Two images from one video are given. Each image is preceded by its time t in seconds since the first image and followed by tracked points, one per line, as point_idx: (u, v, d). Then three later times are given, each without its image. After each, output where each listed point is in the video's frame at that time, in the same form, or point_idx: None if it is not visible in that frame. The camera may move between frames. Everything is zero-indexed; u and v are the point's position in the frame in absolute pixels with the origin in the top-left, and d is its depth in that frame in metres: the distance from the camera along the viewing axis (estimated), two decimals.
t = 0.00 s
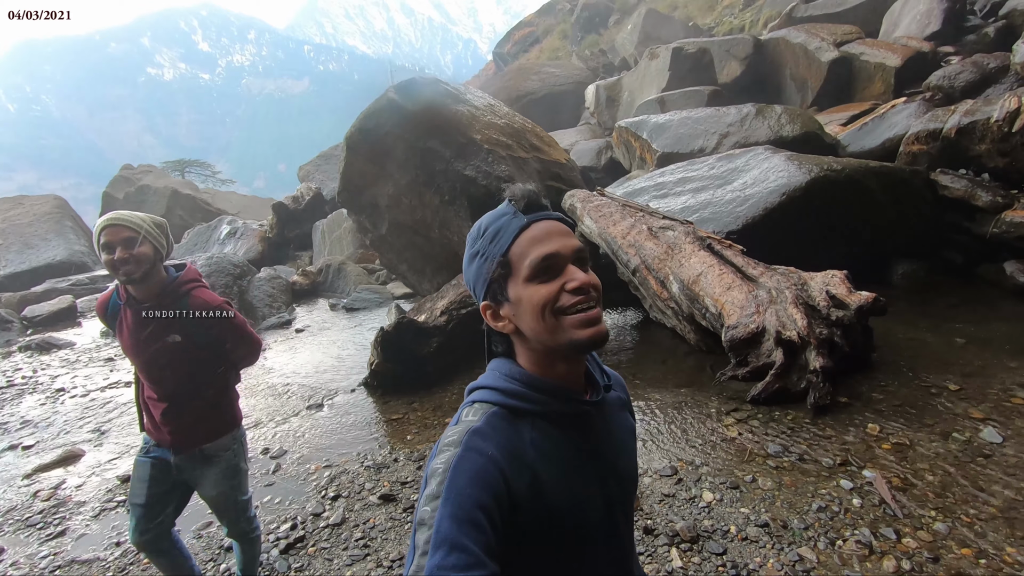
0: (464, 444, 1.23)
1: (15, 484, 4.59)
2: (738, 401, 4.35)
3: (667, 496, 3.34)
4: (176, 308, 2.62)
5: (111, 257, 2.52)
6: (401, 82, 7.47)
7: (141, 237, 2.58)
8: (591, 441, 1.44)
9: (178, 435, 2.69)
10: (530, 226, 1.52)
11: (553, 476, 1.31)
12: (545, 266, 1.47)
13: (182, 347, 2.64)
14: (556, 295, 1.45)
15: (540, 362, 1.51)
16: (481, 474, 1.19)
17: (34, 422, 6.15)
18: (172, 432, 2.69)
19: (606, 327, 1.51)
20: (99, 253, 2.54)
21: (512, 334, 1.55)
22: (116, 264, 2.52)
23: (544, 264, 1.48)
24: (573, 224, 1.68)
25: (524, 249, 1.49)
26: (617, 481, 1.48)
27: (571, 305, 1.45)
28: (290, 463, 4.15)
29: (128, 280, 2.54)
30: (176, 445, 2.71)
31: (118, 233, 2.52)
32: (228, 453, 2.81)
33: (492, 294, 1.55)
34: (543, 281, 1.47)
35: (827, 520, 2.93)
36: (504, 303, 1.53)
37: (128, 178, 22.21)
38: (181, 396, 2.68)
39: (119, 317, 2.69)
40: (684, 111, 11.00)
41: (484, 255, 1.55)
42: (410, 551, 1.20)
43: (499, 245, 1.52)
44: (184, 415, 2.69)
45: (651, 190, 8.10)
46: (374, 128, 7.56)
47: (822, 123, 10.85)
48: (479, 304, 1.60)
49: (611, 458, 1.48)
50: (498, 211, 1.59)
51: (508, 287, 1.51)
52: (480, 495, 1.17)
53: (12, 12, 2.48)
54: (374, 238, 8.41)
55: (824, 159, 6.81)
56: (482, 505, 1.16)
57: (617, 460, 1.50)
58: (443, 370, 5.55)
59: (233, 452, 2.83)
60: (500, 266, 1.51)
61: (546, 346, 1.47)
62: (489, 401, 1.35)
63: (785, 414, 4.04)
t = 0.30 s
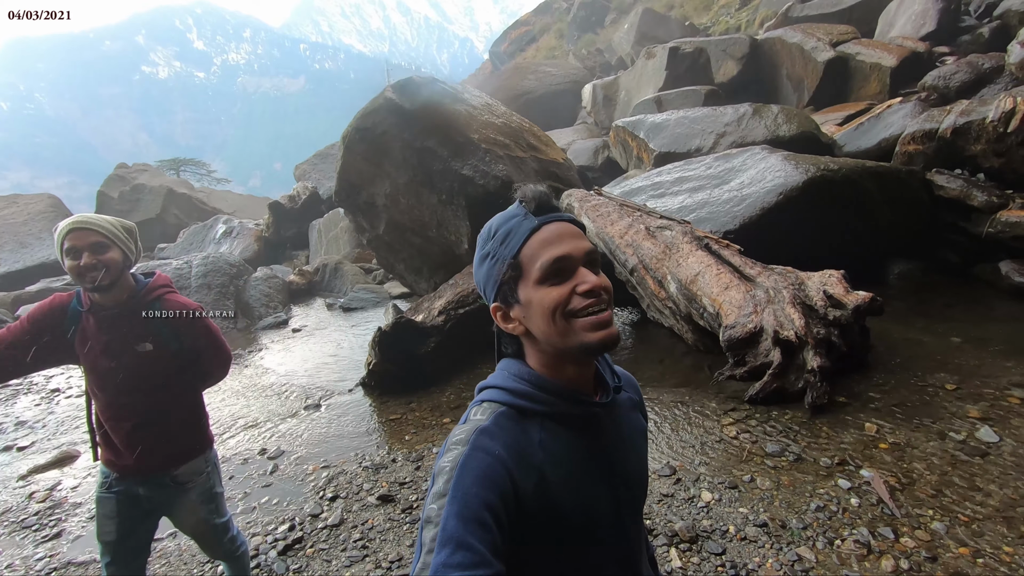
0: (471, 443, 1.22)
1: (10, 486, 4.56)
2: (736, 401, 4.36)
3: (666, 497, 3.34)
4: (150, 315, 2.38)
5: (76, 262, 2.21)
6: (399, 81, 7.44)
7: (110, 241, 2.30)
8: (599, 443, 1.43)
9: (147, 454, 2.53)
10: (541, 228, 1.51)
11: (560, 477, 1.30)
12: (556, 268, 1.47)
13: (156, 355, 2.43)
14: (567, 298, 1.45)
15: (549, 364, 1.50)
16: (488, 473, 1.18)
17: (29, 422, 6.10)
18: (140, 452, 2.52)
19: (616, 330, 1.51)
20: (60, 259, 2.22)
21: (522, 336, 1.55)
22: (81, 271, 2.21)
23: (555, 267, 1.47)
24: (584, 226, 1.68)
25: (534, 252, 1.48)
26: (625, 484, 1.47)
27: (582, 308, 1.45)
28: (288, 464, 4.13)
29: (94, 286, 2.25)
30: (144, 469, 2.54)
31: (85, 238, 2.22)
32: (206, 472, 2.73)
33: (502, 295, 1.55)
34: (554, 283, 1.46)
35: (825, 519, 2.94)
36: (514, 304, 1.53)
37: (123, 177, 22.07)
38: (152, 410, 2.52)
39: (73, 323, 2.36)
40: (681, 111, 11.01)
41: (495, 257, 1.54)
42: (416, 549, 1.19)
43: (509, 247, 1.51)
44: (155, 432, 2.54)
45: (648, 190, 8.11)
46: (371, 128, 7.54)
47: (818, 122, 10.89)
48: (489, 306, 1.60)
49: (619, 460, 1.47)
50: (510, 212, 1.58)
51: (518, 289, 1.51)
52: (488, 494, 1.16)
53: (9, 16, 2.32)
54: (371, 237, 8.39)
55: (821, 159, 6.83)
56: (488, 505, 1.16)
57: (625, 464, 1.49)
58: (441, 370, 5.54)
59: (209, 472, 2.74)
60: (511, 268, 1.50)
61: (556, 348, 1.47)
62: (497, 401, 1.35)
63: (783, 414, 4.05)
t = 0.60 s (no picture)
0: (483, 439, 1.23)
1: None
2: (731, 399, 4.38)
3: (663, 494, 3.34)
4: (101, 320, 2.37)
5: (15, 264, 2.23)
6: (393, 80, 7.41)
7: (55, 240, 2.31)
8: (611, 441, 1.42)
9: (89, 467, 2.41)
10: (554, 225, 1.50)
11: (572, 473, 1.30)
12: (569, 265, 1.46)
13: (110, 363, 2.39)
14: (581, 295, 1.44)
15: (562, 360, 1.50)
16: (500, 470, 1.18)
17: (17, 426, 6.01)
18: (83, 463, 2.41)
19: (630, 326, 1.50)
20: None
21: (535, 332, 1.54)
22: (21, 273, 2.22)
23: (568, 263, 1.47)
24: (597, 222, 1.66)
25: (548, 249, 1.48)
26: (637, 482, 1.46)
27: (596, 304, 1.44)
28: (283, 465, 4.10)
29: (36, 289, 2.26)
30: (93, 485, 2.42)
31: (24, 236, 2.24)
32: (163, 490, 2.59)
33: (515, 292, 1.54)
34: (567, 280, 1.46)
35: (821, 515, 2.96)
36: (527, 301, 1.52)
37: (111, 176, 21.81)
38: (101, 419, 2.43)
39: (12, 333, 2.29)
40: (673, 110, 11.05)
41: (507, 254, 1.53)
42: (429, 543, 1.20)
43: (522, 244, 1.51)
44: (102, 442, 2.43)
45: (642, 189, 8.13)
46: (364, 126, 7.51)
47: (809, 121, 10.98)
48: (501, 303, 1.59)
49: (632, 458, 1.46)
50: (522, 209, 1.57)
51: (531, 285, 1.50)
52: (499, 491, 1.16)
53: (8, 18, 2.50)
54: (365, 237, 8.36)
55: (813, 158, 6.88)
56: (500, 501, 1.16)
57: (638, 462, 1.48)
58: (436, 370, 5.53)
59: (166, 490, 2.60)
60: (524, 265, 1.50)
61: (569, 345, 1.47)
62: (508, 398, 1.35)
63: (778, 411, 4.08)
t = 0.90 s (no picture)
0: (497, 439, 1.23)
1: None
2: (725, 399, 4.40)
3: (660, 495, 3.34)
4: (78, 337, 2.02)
5: None
6: (385, 81, 7.39)
7: (36, 249, 1.96)
8: (623, 443, 1.42)
9: (56, 499, 2.09)
10: (580, 233, 1.48)
11: (584, 475, 1.30)
12: (588, 277, 1.45)
13: (87, 385, 2.05)
14: (596, 311, 1.43)
15: (574, 369, 1.50)
16: (513, 469, 1.19)
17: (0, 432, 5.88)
18: (48, 495, 2.08)
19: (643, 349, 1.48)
20: None
21: (551, 335, 1.55)
22: None
23: (588, 276, 1.45)
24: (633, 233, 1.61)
25: (570, 257, 1.46)
26: (648, 484, 1.46)
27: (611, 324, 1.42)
28: (276, 469, 4.06)
29: (9, 302, 1.88)
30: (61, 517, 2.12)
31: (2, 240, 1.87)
32: (136, 523, 2.33)
33: (535, 292, 1.55)
34: (585, 292, 1.45)
35: (817, 514, 2.99)
36: (545, 304, 1.53)
37: (96, 177, 21.49)
38: (74, 445, 2.08)
39: None
40: (663, 113, 11.12)
41: (531, 255, 1.54)
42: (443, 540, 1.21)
43: (546, 248, 1.50)
44: (65, 474, 2.08)
45: (633, 191, 8.17)
46: (357, 128, 7.49)
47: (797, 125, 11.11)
48: (522, 299, 1.61)
49: (643, 461, 1.46)
50: (553, 209, 1.55)
51: (550, 290, 1.51)
52: (512, 490, 1.17)
53: None
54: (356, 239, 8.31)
55: (802, 161, 6.96)
56: (514, 500, 1.16)
57: (648, 465, 1.48)
58: (430, 372, 5.51)
59: (139, 524, 2.35)
60: (544, 270, 1.50)
61: (580, 356, 1.47)
62: (521, 398, 1.35)
63: (772, 412, 4.11)
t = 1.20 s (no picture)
0: (507, 439, 1.23)
1: None
2: (708, 399, 4.45)
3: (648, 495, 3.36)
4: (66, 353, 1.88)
5: None
6: (368, 82, 7.38)
7: (30, 256, 1.84)
8: (631, 445, 1.43)
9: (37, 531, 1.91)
10: (575, 229, 1.49)
11: (593, 476, 1.30)
12: (586, 272, 1.46)
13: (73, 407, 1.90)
14: (595, 304, 1.43)
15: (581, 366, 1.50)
16: (524, 470, 1.19)
17: None
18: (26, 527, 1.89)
19: (645, 340, 1.47)
20: None
21: (556, 334, 1.56)
22: None
23: (586, 270, 1.46)
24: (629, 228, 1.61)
25: (567, 253, 1.48)
26: (656, 487, 1.47)
27: (610, 316, 1.42)
28: (259, 475, 3.99)
29: None
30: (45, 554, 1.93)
31: None
32: (126, 553, 2.21)
33: (536, 293, 1.56)
34: (583, 287, 1.46)
35: (800, 510, 3.04)
36: (547, 303, 1.54)
37: (65, 178, 20.89)
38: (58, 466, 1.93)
39: None
40: (643, 116, 11.25)
41: (530, 255, 1.55)
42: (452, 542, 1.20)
43: (544, 246, 1.52)
44: (50, 501, 1.93)
45: (615, 193, 8.25)
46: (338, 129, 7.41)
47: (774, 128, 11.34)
48: (526, 301, 1.62)
49: (650, 463, 1.47)
50: (548, 210, 1.57)
51: (550, 289, 1.52)
52: (523, 490, 1.17)
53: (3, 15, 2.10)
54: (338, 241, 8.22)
55: (780, 164, 7.12)
56: (524, 501, 1.16)
57: (655, 469, 1.49)
58: (414, 375, 5.48)
59: (128, 553, 2.22)
60: (543, 268, 1.51)
61: (584, 353, 1.47)
62: (532, 399, 1.35)
63: (754, 410, 4.17)
